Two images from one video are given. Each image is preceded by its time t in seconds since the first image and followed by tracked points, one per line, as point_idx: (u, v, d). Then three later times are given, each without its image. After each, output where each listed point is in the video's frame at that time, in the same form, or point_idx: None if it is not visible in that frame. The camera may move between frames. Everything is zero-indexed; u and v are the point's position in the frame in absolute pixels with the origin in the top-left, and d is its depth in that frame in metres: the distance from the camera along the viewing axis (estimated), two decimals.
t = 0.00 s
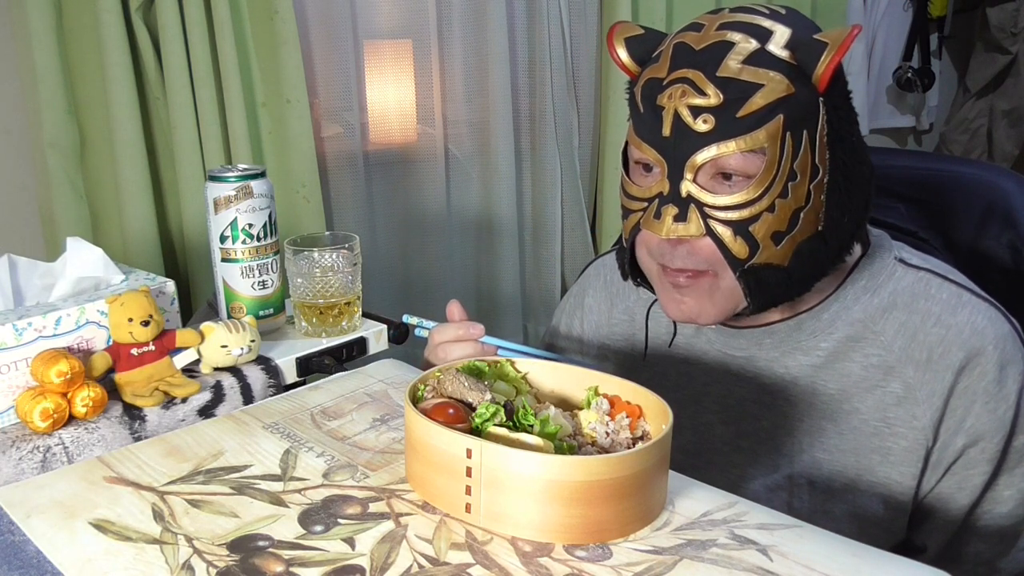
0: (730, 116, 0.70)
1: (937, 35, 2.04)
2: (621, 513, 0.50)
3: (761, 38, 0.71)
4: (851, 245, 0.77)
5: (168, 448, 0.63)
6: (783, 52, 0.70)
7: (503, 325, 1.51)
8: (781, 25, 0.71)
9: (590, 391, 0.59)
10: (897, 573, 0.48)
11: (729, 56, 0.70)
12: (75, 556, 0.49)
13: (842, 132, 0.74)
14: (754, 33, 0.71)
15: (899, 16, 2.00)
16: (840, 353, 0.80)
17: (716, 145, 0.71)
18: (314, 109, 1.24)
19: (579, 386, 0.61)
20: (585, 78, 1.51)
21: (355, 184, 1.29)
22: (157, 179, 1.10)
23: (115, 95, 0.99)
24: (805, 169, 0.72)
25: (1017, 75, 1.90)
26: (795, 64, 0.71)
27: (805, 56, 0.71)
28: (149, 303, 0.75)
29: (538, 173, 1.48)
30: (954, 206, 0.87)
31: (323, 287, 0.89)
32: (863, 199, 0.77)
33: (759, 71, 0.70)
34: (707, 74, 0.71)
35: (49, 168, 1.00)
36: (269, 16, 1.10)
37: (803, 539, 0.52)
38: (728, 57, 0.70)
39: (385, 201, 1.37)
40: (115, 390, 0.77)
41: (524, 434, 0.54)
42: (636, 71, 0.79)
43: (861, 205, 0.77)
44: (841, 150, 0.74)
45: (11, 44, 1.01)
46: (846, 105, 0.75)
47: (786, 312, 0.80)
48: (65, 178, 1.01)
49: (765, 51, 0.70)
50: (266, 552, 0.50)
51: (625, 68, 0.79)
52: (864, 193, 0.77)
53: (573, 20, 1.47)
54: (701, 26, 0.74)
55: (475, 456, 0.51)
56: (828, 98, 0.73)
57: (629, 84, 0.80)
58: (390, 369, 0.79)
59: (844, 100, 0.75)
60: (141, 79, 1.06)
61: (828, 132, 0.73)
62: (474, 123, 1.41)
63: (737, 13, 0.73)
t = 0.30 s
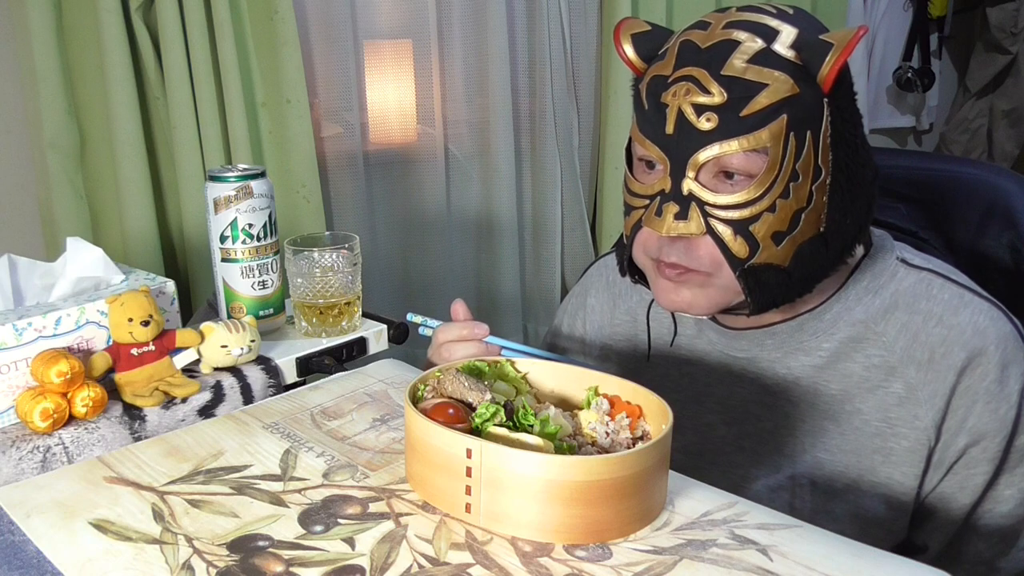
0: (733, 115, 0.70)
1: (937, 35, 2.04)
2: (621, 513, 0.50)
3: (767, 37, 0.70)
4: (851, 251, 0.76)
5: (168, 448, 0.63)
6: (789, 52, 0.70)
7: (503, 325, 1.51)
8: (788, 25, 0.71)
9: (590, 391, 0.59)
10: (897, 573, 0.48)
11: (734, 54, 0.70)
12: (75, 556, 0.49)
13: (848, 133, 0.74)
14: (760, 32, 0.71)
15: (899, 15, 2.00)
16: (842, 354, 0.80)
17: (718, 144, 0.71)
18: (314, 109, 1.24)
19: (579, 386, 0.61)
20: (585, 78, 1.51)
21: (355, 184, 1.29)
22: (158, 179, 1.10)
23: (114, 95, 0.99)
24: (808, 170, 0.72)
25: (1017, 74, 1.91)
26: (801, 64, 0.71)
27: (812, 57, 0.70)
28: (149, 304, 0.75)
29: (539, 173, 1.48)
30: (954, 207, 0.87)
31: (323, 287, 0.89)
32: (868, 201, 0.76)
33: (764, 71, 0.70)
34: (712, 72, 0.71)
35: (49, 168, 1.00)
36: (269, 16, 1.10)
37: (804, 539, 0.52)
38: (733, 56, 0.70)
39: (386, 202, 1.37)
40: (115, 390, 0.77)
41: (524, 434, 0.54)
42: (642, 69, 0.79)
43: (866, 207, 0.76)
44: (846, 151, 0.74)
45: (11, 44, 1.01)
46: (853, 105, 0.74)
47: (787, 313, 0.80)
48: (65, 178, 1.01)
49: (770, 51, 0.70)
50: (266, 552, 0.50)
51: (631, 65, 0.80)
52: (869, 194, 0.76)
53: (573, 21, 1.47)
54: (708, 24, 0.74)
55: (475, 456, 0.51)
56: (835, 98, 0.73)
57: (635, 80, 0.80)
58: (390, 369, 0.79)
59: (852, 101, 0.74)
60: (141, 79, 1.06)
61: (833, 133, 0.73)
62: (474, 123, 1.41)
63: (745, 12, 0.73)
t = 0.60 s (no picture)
0: (721, 110, 0.70)
1: (937, 35, 2.04)
2: (621, 513, 0.50)
3: (757, 34, 0.70)
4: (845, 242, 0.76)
5: (168, 448, 0.63)
6: (777, 49, 0.70)
7: (503, 325, 1.51)
8: (779, 22, 0.71)
9: (590, 391, 0.59)
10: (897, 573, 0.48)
11: (724, 51, 0.70)
12: (75, 556, 0.49)
13: (838, 129, 0.73)
14: (749, 29, 0.71)
15: (899, 16, 2.00)
16: (842, 353, 0.79)
17: (705, 138, 0.71)
18: (314, 109, 1.24)
19: (579, 386, 0.61)
20: (584, 78, 1.51)
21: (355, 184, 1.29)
22: (158, 179, 1.10)
23: (114, 95, 0.99)
24: (796, 165, 0.72)
25: (1017, 74, 1.91)
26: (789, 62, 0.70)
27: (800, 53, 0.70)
28: (149, 304, 0.75)
29: (538, 173, 1.48)
30: (954, 207, 0.87)
31: (323, 287, 0.89)
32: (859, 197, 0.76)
33: (752, 67, 0.70)
34: (700, 68, 0.71)
35: (49, 168, 1.00)
36: (269, 16, 1.10)
37: (804, 539, 0.52)
38: (722, 52, 0.70)
39: (386, 202, 1.37)
40: (115, 390, 0.77)
41: (524, 434, 0.54)
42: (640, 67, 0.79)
43: (855, 204, 0.76)
44: (836, 147, 0.73)
45: (11, 44, 1.01)
46: (843, 103, 0.74)
47: (787, 312, 0.80)
48: (65, 178, 1.01)
49: (759, 47, 0.70)
50: (266, 552, 0.50)
51: (629, 64, 0.79)
52: (861, 191, 0.76)
53: (573, 21, 1.47)
54: (700, 22, 0.74)
55: (475, 456, 0.51)
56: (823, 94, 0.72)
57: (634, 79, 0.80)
58: (390, 369, 0.79)
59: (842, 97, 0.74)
60: (142, 79, 1.06)
61: (822, 128, 0.72)
62: (474, 123, 1.41)
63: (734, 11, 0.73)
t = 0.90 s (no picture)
0: (637, 96, 0.63)
1: (937, 35, 2.03)
2: (621, 513, 0.50)
3: (688, 26, 0.62)
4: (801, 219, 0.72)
5: (168, 448, 0.63)
6: (701, 40, 0.61)
7: (503, 325, 1.51)
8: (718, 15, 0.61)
9: (590, 391, 0.59)
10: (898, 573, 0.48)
11: (653, 41, 0.63)
12: (76, 556, 0.49)
13: (772, 116, 0.61)
14: (684, 21, 0.62)
15: (899, 16, 2.00)
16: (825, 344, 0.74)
17: (621, 124, 0.65)
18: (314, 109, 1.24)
19: (579, 386, 0.61)
20: (584, 78, 1.50)
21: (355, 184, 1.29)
22: (158, 179, 1.10)
23: (114, 95, 0.99)
24: (710, 152, 0.62)
25: (1018, 74, 1.90)
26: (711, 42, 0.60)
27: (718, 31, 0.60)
28: (149, 304, 0.75)
29: (539, 173, 1.48)
30: (954, 206, 0.86)
31: (323, 287, 0.89)
32: (799, 188, 0.64)
33: (670, 56, 0.62)
34: (629, 58, 0.64)
35: (49, 168, 1.00)
36: (269, 16, 1.10)
37: (803, 539, 0.52)
38: (651, 42, 0.63)
39: (386, 202, 1.37)
40: (115, 390, 0.77)
41: (525, 434, 0.54)
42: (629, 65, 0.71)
43: (795, 194, 0.64)
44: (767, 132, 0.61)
45: (11, 44, 1.01)
46: (781, 80, 0.61)
47: (772, 301, 0.75)
48: (65, 177, 1.01)
49: (686, 39, 0.61)
50: (266, 552, 0.50)
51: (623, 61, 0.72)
52: (803, 182, 0.64)
53: (573, 21, 1.47)
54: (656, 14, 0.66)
55: (475, 456, 0.51)
56: (743, 81, 0.60)
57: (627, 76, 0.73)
58: (390, 369, 0.79)
59: (785, 79, 0.61)
60: (141, 79, 1.06)
61: (743, 114, 0.61)
62: (474, 123, 1.41)
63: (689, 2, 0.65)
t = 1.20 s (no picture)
0: (592, 90, 0.66)
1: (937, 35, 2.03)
2: (621, 513, 0.50)
3: (636, 24, 0.65)
4: (766, 198, 0.71)
5: (168, 448, 0.63)
6: (648, 35, 0.63)
7: (502, 325, 1.51)
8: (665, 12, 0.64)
9: (590, 391, 0.59)
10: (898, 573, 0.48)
11: (605, 40, 0.66)
12: (76, 556, 0.49)
13: (715, 100, 0.62)
14: (634, 20, 0.65)
15: (899, 15, 2.00)
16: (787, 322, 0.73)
17: (578, 117, 0.67)
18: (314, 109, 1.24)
19: (579, 387, 0.61)
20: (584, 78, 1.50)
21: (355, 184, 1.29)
22: (158, 179, 1.10)
23: (114, 95, 0.99)
24: (657, 137, 0.63)
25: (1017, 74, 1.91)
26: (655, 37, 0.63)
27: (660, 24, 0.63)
28: (149, 304, 0.75)
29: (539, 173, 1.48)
30: (950, 205, 0.79)
31: (323, 287, 0.89)
32: (745, 178, 0.65)
33: (619, 51, 0.64)
34: (585, 56, 0.68)
35: (49, 168, 1.00)
36: (269, 16, 1.10)
37: (804, 539, 0.52)
38: (603, 42, 0.66)
39: (386, 202, 1.37)
40: (114, 390, 0.77)
41: (525, 434, 0.54)
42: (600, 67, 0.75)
43: (742, 181, 0.65)
44: (712, 117, 0.62)
45: (11, 44, 1.01)
46: (723, 68, 0.62)
47: (739, 282, 0.74)
48: (65, 177, 1.01)
49: (635, 35, 0.64)
50: (266, 552, 0.50)
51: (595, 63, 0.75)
52: (752, 167, 0.65)
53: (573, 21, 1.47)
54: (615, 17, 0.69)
55: (475, 456, 0.51)
56: (683, 70, 0.62)
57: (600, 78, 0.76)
58: (390, 369, 0.79)
59: (728, 70, 0.62)
60: (141, 79, 1.06)
61: (686, 102, 0.62)
62: (473, 123, 1.41)
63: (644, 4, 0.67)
